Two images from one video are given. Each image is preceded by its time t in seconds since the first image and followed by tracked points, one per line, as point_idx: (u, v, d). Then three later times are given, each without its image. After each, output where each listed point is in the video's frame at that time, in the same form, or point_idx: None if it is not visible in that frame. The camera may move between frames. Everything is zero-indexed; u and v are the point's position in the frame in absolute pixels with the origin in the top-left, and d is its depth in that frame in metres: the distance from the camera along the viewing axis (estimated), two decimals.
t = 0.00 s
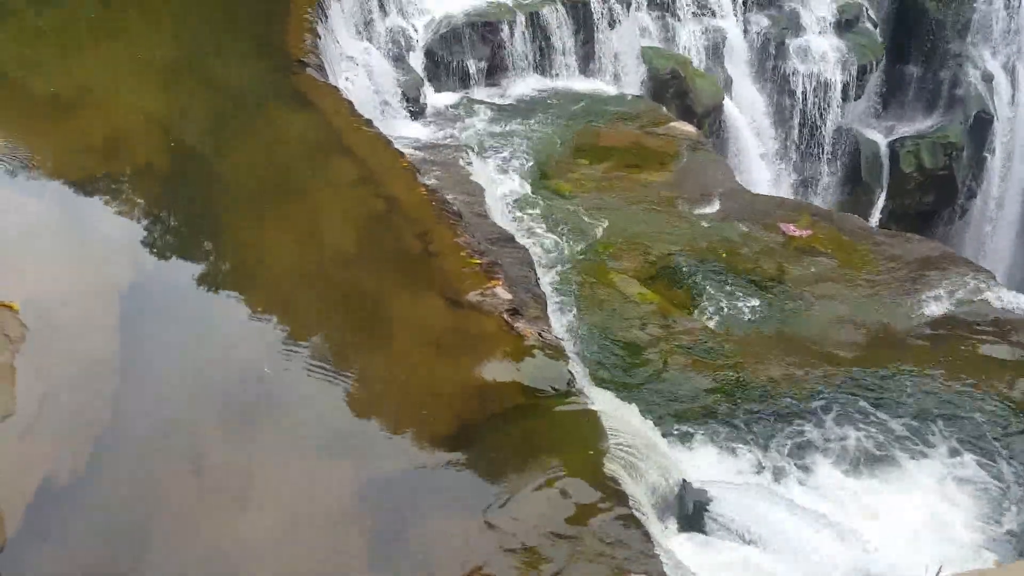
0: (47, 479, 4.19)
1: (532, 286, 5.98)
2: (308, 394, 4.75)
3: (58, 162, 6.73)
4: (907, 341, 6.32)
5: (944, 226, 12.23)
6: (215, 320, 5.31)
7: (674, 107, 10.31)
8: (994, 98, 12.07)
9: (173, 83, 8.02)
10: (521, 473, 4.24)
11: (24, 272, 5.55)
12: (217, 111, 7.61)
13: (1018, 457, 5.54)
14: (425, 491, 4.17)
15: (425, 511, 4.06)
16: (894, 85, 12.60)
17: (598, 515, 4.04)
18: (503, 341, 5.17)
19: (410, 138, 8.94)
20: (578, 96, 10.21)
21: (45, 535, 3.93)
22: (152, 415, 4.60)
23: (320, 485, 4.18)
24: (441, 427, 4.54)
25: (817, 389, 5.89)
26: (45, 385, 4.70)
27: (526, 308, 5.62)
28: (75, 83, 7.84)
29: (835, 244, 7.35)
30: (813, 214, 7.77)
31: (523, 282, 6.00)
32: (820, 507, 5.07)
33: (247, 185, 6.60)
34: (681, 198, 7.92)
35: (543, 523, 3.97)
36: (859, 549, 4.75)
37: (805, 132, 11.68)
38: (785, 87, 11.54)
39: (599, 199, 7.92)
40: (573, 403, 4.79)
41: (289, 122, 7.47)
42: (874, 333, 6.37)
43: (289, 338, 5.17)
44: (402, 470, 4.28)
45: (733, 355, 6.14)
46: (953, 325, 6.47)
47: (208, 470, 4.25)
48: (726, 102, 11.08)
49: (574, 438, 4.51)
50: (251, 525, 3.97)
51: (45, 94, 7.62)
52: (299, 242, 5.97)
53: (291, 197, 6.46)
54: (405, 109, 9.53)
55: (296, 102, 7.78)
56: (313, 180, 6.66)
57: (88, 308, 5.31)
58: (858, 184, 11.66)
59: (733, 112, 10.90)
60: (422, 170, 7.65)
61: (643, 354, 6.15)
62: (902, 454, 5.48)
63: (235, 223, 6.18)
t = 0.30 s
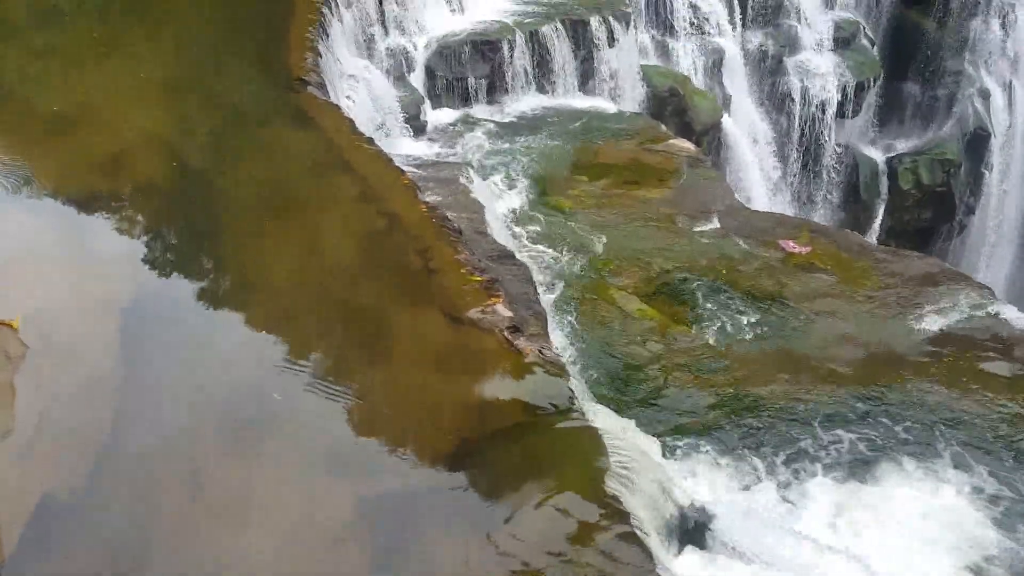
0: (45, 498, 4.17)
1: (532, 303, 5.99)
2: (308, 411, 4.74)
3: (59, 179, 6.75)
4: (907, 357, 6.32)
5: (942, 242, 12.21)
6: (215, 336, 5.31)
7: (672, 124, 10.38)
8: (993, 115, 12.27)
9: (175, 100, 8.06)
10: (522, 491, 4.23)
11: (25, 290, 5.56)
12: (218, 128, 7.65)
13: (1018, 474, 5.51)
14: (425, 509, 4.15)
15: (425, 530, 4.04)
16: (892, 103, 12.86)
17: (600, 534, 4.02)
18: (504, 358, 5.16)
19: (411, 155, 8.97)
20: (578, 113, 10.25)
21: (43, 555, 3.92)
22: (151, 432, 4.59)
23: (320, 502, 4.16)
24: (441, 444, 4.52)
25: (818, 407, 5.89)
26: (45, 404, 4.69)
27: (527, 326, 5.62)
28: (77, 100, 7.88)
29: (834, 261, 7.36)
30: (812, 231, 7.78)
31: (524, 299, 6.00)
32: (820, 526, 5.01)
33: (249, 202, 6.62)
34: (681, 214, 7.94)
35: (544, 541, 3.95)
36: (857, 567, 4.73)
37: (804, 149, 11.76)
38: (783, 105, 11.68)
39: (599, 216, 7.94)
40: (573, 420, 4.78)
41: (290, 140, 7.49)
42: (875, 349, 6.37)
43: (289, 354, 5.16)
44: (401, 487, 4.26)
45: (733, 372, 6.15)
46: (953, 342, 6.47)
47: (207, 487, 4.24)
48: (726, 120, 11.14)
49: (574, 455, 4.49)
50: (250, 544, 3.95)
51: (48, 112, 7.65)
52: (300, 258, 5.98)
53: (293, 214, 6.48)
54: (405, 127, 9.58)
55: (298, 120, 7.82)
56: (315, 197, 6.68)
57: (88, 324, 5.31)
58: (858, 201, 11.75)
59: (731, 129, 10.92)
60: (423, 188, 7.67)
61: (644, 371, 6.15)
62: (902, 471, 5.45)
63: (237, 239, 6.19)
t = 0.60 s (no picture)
0: (42, 519, 4.14)
1: (532, 320, 5.99)
2: (307, 430, 4.72)
3: (59, 198, 6.76)
4: (907, 372, 6.31)
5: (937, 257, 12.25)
6: (215, 356, 5.31)
7: (670, 140, 10.38)
8: (988, 129, 12.33)
9: (175, 120, 8.08)
10: (522, 510, 4.20)
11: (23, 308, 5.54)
12: (217, 146, 7.66)
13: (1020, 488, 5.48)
14: (425, 528, 4.11)
15: (425, 550, 4.00)
16: (886, 121, 12.86)
17: (601, 553, 3.97)
18: (504, 376, 5.14)
19: (410, 173, 8.99)
20: (575, 130, 10.29)
21: None
22: (149, 452, 4.56)
23: (319, 522, 4.13)
24: (441, 463, 4.50)
25: (819, 424, 5.87)
26: (42, 424, 4.67)
27: (526, 343, 5.62)
28: (76, 120, 7.90)
29: (833, 277, 7.36)
30: (810, 246, 7.79)
31: (523, 316, 6.00)
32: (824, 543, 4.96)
33: (248, 221, 6.62)
34: (679, 231, 7.95)
35: (544, 561, 3.90)
36: None
37: (800, 164, 11.90)
38: (779, 121, 11.74)
39: (597, 232, 7.95)
40: (574, 438, 4.76)
41: (289, 159, 7.50)
42: (874, 365, 6.37)
43: (288, 372, 5.15)
44: (402, 508, 4.23)
45: (734, 389, 6.13)
46: (953, 357, 6.46)
47: (205, 508, 4.21)
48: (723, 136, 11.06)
49: (574, 474, 4.47)
50: (248, 564, 3.91)
51: (47, 131, 7.67)
52: (299, 276, 5.98)
53: (292, 231, 6.48)
54: (404, 144, 9.57)
55: (297, 139, 7.84)
56: (314, 215, 6.69)
57: (87, 343, 5.30)
58: (854, 215, 11.81)
59: (728, 146, 10.95)
60: (422, 205, 7.68)
61: (644, 387, 6.14)
62: (904, 487, 5.42)
63: (236, 258, 6.19)
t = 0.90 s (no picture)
0: (41, 542, 4.13)
1: (532, 339, 5.98)
2: (308, 450, 4.70)
3: (60, 218, 6.78)
4: (908, 389, 6.30)
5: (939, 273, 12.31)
6: (215, 375, 5.30)
7: (669, 158, 10.41)
8: (987, 147, 12.66)
9: (176, 140, 8.12)
10: (523, 530, 4.18)
11: (23, 329, 5.55)
12: (218, 166, 7.70)
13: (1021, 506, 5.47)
14: (424, 550, 4.10)
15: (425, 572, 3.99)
16: (884, 137, 13.06)
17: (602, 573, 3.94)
18: (504, 394, 5.12)
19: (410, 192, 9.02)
20: (574, 148, 10.33)
21: None
22: (149, 472, 4.55)
23: (318, 543, 4.11)
24: (442, 483, 4.48)
25: (821, 442, 5.84)
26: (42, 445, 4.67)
27: (526, 361, 5.61)
28: (78, 140, 7.94)
29: (832, 293, 7.36)
30: (809, 263, 7.79)
31: (524, 334, 5.99)
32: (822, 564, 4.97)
33: (248, 240, 6.63)
34: (678, 248, 7.95)
35: None
36: None
37: (799, 183, 11.91)
38: (778, 139, 11.87)
39: (597, 250, 7.96)
40: (575, 458, 4.73)
41: (290, 179, 7.53)
42: (875, 382, 6.35)
43: (288, 391, 5.14)
44: (402, 528, 4.21)
45: (735, 407, 6.11)
46: (954, 374, 6.45)
47: (205, 529, 4.20)
48: (721, 153, 11.17)
49: (575, 494, 4.43)
50: None
51: (49, 152, 7.71)
52: (300, 295, 5.98)
53: (293, 251, 6.49)
54: (404, 164, 9.61)
55: (297, 158, 7.87)
56: (316, 234, 6.71)
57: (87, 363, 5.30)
58: (853, 231, 11.72)
59: (727, 164, 11.00)
60: (422, 224, 7.70)
61: (644, 405, 6.12)
62: (906, 505, 5.40)
63: (237, 277, 6.20)
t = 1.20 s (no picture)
0: (37, 564, 4.10)
1: (531, 356, 5.96)
2: (306, 469, 4.67)
3: (59, 238, 6.79)
4: (909, 405, 6.28)
5: (937, 288, 12.42)
6: (213, 394, 5.28)
7: (667, 175, 10.50)
8: (982, 160, 12.75)
9: (175, 160, 8.13)
10: (523, 550, 4.15)
11: (22, 349, 5.54)
12: (218, 185, 7.72)
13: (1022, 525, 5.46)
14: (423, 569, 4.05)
15: None
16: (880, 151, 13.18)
17: None
18: (504, 412, 5.11)
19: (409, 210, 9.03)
20: (572, 166, 10.36)
21: None
22: (147, 493, 4.53)
23: (317, 564, 4.08)
24: (441, 502, 4.45)
25: (822, 458, 5.82)
26: (39, 466, 4.64)
27: (526, 378, 5.59)
28: (77, 160, 7.96)
29: (831, 308, 7.35)
30: (808, 278, 7.79)
31: (523, 351, 5.97)
32: None
33: (247, 259, 6.64)
34: (676, 264, 7.96)
35: None
36: None
37: (796, 196, 12.04)
38: (773, 155, 11.97)
39: (595, 265, 7.98)
40: (575, 475, 4.73)
41: (288, 197, 7.55)
42: (875, 397, 6.34)
43: (285, 409, 5.12)
44: (401, 548, 4.18)
45: (735, 423, 6.10)
46: (954, 389, 6.44)
47: (202, 551, 4.17)
48: (718, 169, 11.22)
49: (575, 513, 4.41)
50: None
51: (48, 173, 7.73)
52: (299, 313, 5.98)
53: (291, 269, 6.50)
54: (404, 181, 9.66)
55: (296, 177, 7.89)
56: (315, 252, 6.72)
57: (85, 382, 5.28)
58: (852, 246, 11.93)
59: (724, 180, 11.03)
60: (421, 241, 7.72)
61: (644, 421, 6.12)
62: (905, 524, 5.39)
63: (235, 295, 6.20)
